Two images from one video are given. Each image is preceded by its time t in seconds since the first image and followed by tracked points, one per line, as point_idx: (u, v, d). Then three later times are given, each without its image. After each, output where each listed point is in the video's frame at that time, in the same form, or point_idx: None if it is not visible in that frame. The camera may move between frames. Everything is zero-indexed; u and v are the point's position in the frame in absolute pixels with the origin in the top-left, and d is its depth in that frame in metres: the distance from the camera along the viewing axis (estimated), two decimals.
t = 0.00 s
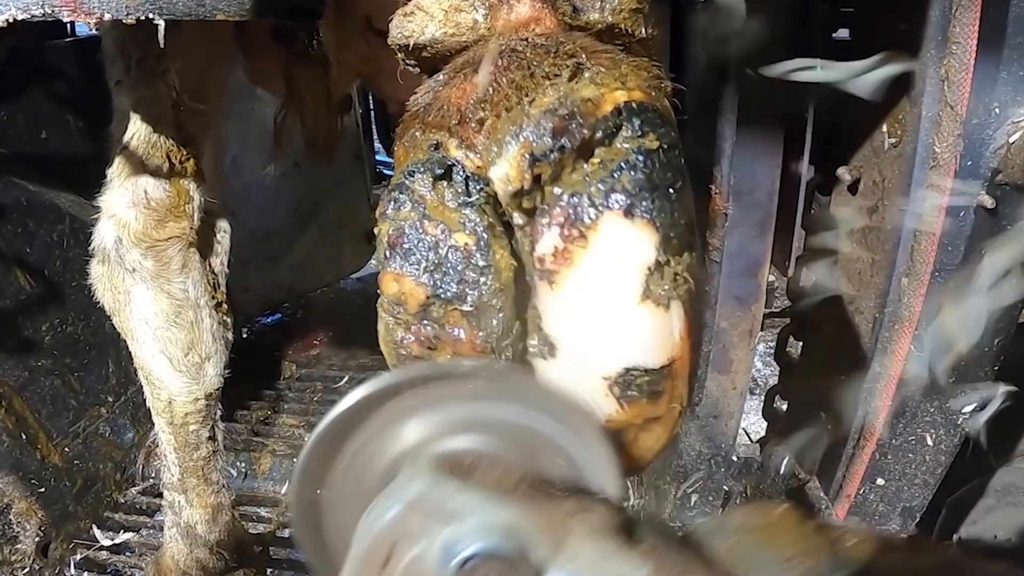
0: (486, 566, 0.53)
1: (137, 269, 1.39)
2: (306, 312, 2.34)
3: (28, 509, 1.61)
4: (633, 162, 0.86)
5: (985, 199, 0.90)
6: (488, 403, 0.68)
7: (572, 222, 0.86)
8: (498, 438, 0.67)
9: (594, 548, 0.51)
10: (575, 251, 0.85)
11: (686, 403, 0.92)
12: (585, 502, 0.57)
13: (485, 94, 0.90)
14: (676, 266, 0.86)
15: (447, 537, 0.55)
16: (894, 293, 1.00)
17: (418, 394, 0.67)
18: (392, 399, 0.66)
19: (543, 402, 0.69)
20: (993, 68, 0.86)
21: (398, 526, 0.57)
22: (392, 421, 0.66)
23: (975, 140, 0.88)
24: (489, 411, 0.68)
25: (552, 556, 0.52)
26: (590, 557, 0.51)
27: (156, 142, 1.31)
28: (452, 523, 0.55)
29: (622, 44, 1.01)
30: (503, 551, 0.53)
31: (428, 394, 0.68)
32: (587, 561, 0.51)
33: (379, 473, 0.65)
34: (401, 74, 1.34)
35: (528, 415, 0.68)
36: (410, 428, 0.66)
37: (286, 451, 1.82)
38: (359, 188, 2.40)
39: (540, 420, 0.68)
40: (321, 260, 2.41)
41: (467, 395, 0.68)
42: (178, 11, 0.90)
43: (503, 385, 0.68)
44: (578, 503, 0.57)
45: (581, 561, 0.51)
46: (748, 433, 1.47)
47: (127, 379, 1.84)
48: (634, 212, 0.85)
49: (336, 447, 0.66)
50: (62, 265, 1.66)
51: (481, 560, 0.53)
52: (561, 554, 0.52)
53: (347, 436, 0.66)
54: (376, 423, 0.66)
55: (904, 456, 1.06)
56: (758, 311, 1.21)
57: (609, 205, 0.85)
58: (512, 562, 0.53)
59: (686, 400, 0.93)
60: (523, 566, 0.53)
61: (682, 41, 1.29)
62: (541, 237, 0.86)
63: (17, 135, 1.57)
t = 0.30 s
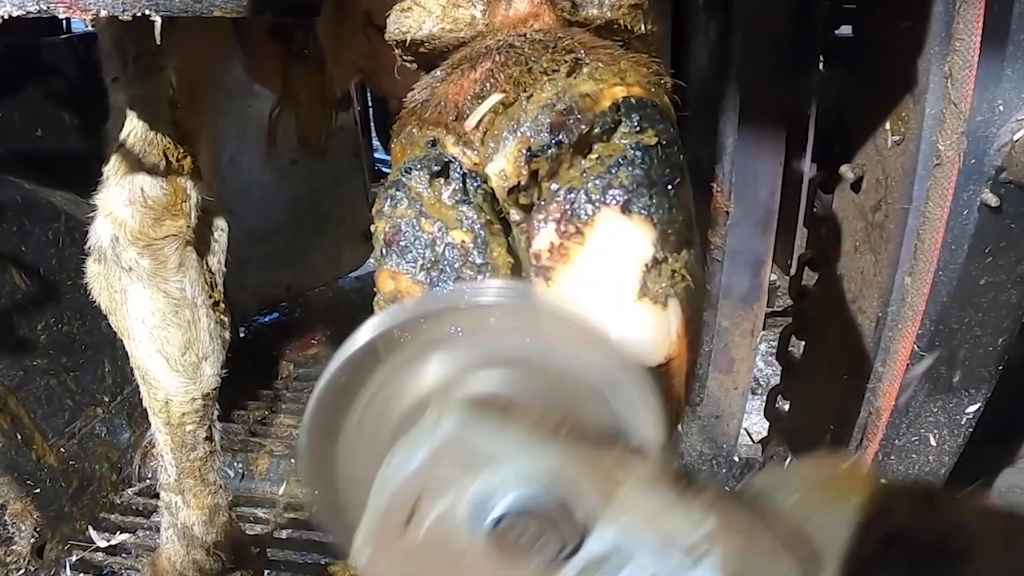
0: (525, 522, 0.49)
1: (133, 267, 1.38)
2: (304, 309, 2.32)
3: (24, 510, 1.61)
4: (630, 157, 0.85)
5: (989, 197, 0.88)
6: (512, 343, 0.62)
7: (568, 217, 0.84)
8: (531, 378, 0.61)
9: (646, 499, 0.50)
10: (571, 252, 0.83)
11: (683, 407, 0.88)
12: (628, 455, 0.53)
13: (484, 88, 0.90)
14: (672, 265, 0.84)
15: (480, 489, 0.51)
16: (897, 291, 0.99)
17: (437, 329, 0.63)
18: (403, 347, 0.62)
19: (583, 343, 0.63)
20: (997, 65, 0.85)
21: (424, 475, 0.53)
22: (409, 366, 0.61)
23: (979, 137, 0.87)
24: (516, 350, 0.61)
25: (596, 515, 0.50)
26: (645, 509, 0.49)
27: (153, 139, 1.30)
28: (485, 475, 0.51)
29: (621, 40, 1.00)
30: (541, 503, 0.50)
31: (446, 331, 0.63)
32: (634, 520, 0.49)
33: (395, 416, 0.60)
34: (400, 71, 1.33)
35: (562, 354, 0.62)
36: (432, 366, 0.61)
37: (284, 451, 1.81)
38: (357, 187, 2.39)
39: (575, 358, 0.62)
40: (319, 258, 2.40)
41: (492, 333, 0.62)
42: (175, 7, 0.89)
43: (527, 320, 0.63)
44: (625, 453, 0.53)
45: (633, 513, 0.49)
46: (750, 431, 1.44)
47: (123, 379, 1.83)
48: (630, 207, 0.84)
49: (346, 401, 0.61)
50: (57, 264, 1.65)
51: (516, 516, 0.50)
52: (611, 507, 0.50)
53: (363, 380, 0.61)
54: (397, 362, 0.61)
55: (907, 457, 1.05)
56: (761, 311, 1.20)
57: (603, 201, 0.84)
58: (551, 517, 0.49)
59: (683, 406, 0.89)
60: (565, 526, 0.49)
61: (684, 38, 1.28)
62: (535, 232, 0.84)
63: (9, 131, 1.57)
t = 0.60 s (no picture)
0: (593, 456, 0.44)
1: (129, 266, 1.38)
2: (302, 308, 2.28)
3: (19, 511, 1.60)
4: (631, 156, 0.83)
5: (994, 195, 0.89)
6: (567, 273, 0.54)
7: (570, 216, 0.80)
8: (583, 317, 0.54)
9: (718, 439, 0.45)
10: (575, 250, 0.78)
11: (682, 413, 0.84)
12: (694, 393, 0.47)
13: (483, 87, 0.90)
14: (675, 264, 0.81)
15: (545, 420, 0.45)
16: (901, 290, 0.96)
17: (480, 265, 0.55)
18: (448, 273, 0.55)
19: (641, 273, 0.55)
20: (1002, 63, 0.86)
21: (485, 407, 0.47)
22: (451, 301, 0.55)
23: (983, 134, 0.88)
24: (568, 285, 0.54)
25: (670, 448, 0.45)
26: (716, 447, 0.45)
27: (149, 137, 1.30)
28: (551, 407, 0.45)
29: (623, 36, 0.99)
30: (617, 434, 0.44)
31: (490, 267, 0.55)
32: (712, 455, 0.45)
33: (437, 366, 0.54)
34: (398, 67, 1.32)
35: (614, 284, 0.55)
36: (474, 307, 0.54)
37: (282, 452, 1.79)
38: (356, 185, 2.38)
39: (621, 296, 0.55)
40: (317, 257, 2.39)
41: (539, 265, 0.55)
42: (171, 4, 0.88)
43: (577, 249, 0.55)
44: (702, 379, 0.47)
45: (702, 454, 0.45)
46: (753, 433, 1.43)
47: (119, 379, 1.83)
48: (631, 205, 0.81)
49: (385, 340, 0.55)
50: (53, 263, 1.63)
51: (582, 450, 0.44)
52: (682, 445, 0.45)
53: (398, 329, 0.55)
54: (431, 313, 0.55)
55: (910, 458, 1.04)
56: (762, 311, 1.19)
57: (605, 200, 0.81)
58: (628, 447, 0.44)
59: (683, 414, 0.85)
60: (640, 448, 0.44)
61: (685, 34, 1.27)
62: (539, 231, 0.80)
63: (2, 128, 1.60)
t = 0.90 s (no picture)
0: None
1: (126, 265, 1.37)
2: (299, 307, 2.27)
3: (14, 512, 1.59)
4: (635, 155, 0.83)
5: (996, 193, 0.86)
6: (514, 426, 0.65)
7: (574, 217, 0.82)
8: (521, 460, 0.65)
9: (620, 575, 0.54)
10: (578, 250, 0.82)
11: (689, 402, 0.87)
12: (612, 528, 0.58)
13: (483, 85, 0.88)
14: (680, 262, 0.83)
15: (473, 562, 0.56)
16: (903, 289, 0.94)
17: (440, 411, 0.65)
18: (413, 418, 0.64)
19: (564, 422, 0.67)
20: (1005, 60, 0.83)
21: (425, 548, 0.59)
22: (412, 440, 0.64)
23: (986, 133, 0.85)
24: (512, 434, 0.65)
25: None
26: None
27: (146, 134, 1.29)
28: (479, 552, 0.57)
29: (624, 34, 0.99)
30: None
31: (449, 414, 0.65)
32: None
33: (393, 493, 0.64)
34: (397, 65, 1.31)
35: (551, 434, 0.66)
36: (430, 447, 0.65)
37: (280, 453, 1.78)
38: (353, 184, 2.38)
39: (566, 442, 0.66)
40: (315, 256, 2.38)
41: (488, 415, 0.65)
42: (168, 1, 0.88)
43: (523, 402, 0.66)
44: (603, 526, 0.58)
45: None
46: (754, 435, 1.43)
47: (115, 378, 1.82)
48: (635, 205, 0.82)
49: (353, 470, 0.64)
50: (48, 262, 1.63)
51: None
52: None
53: (359, 459, 0.64)
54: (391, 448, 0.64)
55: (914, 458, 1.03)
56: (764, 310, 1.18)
57: (609, 200, 0.82)
58: None
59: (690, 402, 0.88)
60: None
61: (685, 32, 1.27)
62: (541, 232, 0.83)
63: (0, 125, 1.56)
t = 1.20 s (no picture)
0: None
1: (123, 264, 1.36)
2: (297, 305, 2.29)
3: (10, 513, 1.58)
4: (633, 152, 0.82)
5: (1000, 191, 0.85)
6: (516, 413, 0.64)
7: (570, 212, 0.82)
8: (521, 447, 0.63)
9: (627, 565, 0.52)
10: (573, 246, 0.81)
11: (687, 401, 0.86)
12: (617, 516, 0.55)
13: (480, 81, 0.87)
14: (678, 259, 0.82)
15: (471, 560, 0.54)
16: (906, 288, 0.96)
17: (437, 398, 0.64)
18: (405, 411, 0.63)
19: (564, 409, 0.65)
20: (1009, 57, 0.82)
21: (419, 545, 0.56)
22: (409, 431, 0.63)
23: (990, 131, 0.84)
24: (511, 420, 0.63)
25: None
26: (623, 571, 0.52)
27: (142, 132, 1.28)
28: (478, 548, 0.54)
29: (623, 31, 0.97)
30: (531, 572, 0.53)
31: (444, 402, 0.64)
32: None
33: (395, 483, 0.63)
34: (395, 61, 1.30)
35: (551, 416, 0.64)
36: (429, 435, 0.63)
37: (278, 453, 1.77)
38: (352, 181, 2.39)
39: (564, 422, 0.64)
40: (313, 255, 2.37)
41: (487, 404, 0.64)
42: None
43: (519, 386, 0.64)
44: (609, 517, 0.55)
45: None
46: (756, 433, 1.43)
47: (111, 378, 1.81)
48: (632, 202, 0.81)
49: (347, 462, 0.63)
50: (44, 260, 1.62)
51: None
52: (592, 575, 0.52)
53: (353, 457, 0.63)
54: (388, 439, 0.63)
55: (916, 458, 1.02)
56: (765, 308, 1.17)
57: (606, 195, 0.81)
58: None
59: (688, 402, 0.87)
60: None
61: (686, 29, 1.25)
62: (537, 227, 0.82)
63: None
